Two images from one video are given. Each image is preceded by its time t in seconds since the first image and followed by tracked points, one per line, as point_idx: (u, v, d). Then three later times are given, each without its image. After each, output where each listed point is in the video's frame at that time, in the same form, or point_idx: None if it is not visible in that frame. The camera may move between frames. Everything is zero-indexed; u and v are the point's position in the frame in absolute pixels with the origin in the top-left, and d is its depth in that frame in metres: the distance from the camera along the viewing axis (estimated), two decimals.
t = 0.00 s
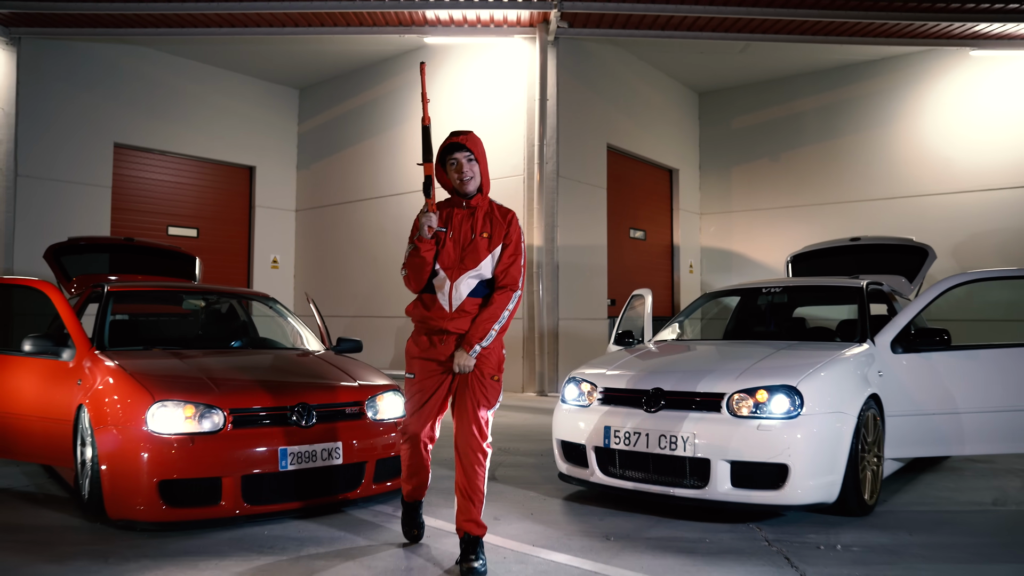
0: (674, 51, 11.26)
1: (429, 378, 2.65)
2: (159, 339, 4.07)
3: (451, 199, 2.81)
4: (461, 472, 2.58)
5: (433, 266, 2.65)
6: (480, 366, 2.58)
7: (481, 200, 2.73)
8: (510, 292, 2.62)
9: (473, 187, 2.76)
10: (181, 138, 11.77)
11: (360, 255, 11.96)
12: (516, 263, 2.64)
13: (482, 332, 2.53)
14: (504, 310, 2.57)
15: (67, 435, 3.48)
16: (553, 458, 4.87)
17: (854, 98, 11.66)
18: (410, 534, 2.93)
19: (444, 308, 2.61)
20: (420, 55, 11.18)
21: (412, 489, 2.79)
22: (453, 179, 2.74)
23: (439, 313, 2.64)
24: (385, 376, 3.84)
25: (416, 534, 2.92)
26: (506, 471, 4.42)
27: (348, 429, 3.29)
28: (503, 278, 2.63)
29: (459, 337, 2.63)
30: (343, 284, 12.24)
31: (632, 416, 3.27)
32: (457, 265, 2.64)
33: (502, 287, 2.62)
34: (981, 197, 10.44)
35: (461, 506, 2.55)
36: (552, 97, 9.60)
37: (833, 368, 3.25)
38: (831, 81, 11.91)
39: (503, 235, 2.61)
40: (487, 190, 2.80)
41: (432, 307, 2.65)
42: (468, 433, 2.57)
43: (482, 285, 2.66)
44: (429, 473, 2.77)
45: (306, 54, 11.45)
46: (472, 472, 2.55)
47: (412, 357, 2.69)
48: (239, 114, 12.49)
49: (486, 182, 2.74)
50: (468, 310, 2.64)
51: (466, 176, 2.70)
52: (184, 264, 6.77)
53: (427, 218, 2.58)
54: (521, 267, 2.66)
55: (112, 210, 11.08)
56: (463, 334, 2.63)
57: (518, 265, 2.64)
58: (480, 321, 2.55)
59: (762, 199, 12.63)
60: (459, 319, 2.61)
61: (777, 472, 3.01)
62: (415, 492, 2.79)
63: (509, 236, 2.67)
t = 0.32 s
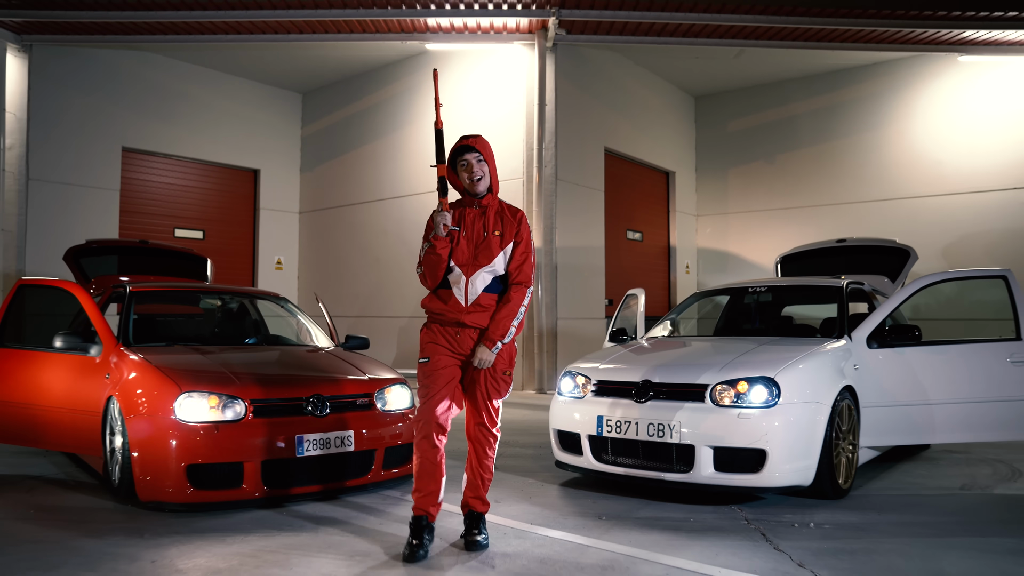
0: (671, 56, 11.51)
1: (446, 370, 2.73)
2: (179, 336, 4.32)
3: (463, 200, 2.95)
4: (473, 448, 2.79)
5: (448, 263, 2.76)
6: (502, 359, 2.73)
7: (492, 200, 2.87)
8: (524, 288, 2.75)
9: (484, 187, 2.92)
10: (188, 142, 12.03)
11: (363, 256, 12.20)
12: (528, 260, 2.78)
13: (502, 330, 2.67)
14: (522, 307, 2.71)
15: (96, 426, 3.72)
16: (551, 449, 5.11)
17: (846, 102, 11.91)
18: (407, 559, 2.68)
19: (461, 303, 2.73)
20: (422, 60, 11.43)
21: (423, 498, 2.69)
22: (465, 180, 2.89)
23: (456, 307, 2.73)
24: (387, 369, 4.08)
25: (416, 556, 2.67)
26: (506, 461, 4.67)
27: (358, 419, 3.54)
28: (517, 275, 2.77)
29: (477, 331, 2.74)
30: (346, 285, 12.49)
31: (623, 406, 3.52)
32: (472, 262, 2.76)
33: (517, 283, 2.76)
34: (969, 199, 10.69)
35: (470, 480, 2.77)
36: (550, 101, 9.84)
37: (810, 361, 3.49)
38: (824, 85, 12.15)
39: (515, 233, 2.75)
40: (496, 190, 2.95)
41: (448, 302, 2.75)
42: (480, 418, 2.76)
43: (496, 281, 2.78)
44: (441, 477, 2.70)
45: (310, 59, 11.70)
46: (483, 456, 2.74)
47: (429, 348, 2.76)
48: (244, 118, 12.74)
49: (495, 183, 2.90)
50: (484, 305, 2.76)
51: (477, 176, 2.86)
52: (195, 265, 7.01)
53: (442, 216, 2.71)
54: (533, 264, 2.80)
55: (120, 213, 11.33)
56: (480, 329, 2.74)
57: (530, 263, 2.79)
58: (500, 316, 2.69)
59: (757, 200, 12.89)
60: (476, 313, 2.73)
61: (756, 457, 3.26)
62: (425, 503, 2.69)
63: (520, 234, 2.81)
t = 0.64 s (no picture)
0: (668, 58, 11.74)
1: (462, 371, 2.86)
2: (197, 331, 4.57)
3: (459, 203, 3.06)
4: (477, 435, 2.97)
5: (455, 266, 2.89)
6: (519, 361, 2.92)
7: (491, 203, 3.01)
8: (528, 288, 2.95)
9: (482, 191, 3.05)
10: (194, 142, 12.27)
11: (365, 254, 12.45)
12: (528, 261, 2.97)
13: (522, 331, 2.87)
14: (532, 306, 2.92)
15: (122, 415, 3.98)
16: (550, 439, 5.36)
17: (840, 104, 12.16)
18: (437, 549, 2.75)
19: (470, 305, 2.87)
20: (424, 62, 11.67)
21: (452, 498, 2.78)
22: (464, 182, 3.01)
23: (467, 308, 2.87)
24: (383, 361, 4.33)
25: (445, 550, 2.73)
26: (507, 450, 4.92)
27: (369, 409, 3.79)
28: (521, 275, 2.95)
29: (500, 332, 2.92)
30: (349, 282, 12.74)
31: (615, 396, 3.78)
32: (477, 265, 2.90)
33: (522, 283, 2.95)
34: (960, 199, 10.93)
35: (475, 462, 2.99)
36: (549, 104, 10.10)
37: (790, 355, 3.74)
38: (819, 87, 12.39)
39: (517, 235, 2.92)
40: (493, 194, 3.08)
41: (457, 304, 2.89)
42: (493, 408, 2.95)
43: (501, 282, 2.95)
44: (468, 475, 2.80)
45: (314, 61, 11.93)
46: (488, 437, 2.94)
47: (441, 350, 2.88)
48: (249, 119, 12.98)
49: (493, 187, 3.04)
50: (492, 305, 2.91)
51: (476, 179, 2.98)
52: (207, 264, 7.26)
53: (449, 219, 2.83)
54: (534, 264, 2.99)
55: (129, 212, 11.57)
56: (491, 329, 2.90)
57: (530, 263, 2.98)
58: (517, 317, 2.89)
59: (752, 200, 13.13)
60: (486, 313, 2.88)
61: (739, 444, 3.51)
62: (455, 502, 2.77)
63: (518, 236, 2.98)
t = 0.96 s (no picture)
0: (665, 61, 11.97)
1: (468, 364, 3.05)
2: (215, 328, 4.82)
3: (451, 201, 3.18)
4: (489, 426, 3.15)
5: (456, 260, 3.03)
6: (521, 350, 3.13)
7: (483, 202, 3.17)
8: (524, 278, 3.16)
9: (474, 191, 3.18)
10: (200, 143, 12.51)
11: (368, 253, 12.69)
12: (522, 254, 3.19)
13: (522, 320, 3.10)
14: (529, 295, 3.15)
15: (146, 408, 4.24)
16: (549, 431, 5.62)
17: (835, 105, 12.38)
18: (446, 537, 2.89)
19: (477, 298, 3.03)
20: (426, 64, 11.90)
21: (457, 486, 2.95)
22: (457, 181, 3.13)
23: (472, 302, 3.03)
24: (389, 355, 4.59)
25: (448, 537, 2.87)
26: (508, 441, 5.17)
27: (379, 401, 4.05)
28: (517, 267, 3.16)
29: (500, 324, 3.11)
30: (353, 280, 12.98)
31: (610, 389, 4.03)
32: (479, 259, 3.06)
33: (519, 275, 3.16)
34: (951, 199, 11.17)
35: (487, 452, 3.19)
36: (549, 106, 10.34)
37: (773, 350, 3.99)
38: (813, 88, 12.63)
39: (513, 230, 3.12)
40: (484, 195, 3.21)
41: (461, 298, 3.04)
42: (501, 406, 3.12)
43: (500, 275, 3.13)
44: (472, 466, 2.97)
45: (318, 63, 12.16)
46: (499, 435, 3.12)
47: (448, 347, 3.02)
48: (254, 120, 13.22)
49: (485, 187, 3.18)
50: (495, 297, 3.09)
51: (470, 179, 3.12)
52: (217, 264, 7.51)
53: (450, 213, 2.99)
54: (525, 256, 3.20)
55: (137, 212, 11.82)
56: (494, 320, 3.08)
57: (524, 256, 3.19)
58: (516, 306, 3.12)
59: (749, 199, 13.37)
60: (492, 305, 3.06)
61: (725, 433, 3.77)
62: (461, 489, 2.94)
63: (511, 231, 3.18)
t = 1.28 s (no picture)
0: (663, 65, 12.20)
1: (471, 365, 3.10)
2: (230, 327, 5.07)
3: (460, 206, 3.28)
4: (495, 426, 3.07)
5: (458, 261, 3.11)
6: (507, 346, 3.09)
7: (490, 207, 3.23)
8: (523, 281, 3.18)
9: (483, 196, 3.26)
10: (207, 145, 12.76)
11: (371, 253, 12.93)
12: (524, 258, 3.23)
13: (511, 318, 3.08)
14: (525, 296, 3.16)
15: (167, 403, 4.49)
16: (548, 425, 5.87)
17: (829, 108, 12.62)
18: (454, 519, 3.15)
19: (478, 298, 3.08)
20: (428, 68, 12.14)
21: (463, 473, 3.17)
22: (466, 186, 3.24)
23: (472, 302, 3.08)
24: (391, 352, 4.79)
25: (452, 519, 3.14)
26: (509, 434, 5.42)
27: (388, 395, 4.30)
28: (517, 270, 3.19)
29: (491, 322, 3.11)
30: (356, 280, 13.23)
31: (605, 384, 4.28)
32: (480, 262, 3.13)
33: (517, 278, 3.19)
34: (943, 201, 11.40)
35: (503, 464, 3.04)
36: (548, 110, 10.55)
37: (758, 347, 4.24)
38: (808, 91, 12.86)
39: (515, 235, 3.17)
40: (493, 200, 3.28)
41: (463, 299, 3.10)
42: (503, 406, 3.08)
43: (501, 278, 3.18)
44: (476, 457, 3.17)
45: (322, 68, 12.40)
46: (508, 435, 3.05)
47: (453, 347, 3.09)
48: (259, 123, 13.46)
49: (493, 192, 3.25)
50: (495, 298, 3.14)
51: (477, 183, 3.20)
52: (227, 265, 7.77)
53: (450, 215, 3.09)
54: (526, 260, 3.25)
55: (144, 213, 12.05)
56: (494, 320, 3.11)
57: (525, 261, 3.23)
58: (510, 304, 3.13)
59: (745, 200, 13.61)
60: (491, 306, 3.10)
61: (713, 426, 4.02)
62: (468, 476, 3.16)
63: (514, 237, 3.23)
